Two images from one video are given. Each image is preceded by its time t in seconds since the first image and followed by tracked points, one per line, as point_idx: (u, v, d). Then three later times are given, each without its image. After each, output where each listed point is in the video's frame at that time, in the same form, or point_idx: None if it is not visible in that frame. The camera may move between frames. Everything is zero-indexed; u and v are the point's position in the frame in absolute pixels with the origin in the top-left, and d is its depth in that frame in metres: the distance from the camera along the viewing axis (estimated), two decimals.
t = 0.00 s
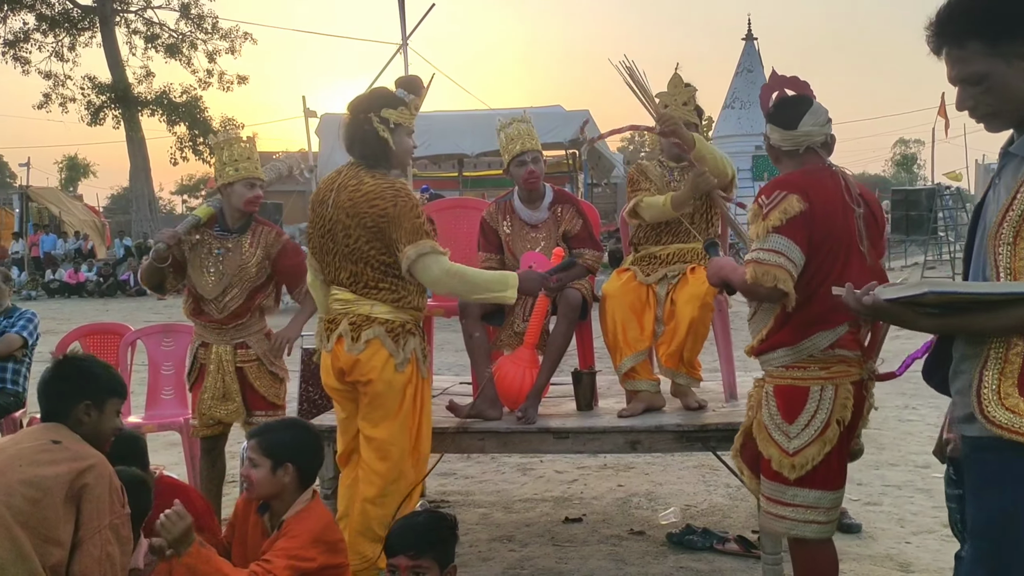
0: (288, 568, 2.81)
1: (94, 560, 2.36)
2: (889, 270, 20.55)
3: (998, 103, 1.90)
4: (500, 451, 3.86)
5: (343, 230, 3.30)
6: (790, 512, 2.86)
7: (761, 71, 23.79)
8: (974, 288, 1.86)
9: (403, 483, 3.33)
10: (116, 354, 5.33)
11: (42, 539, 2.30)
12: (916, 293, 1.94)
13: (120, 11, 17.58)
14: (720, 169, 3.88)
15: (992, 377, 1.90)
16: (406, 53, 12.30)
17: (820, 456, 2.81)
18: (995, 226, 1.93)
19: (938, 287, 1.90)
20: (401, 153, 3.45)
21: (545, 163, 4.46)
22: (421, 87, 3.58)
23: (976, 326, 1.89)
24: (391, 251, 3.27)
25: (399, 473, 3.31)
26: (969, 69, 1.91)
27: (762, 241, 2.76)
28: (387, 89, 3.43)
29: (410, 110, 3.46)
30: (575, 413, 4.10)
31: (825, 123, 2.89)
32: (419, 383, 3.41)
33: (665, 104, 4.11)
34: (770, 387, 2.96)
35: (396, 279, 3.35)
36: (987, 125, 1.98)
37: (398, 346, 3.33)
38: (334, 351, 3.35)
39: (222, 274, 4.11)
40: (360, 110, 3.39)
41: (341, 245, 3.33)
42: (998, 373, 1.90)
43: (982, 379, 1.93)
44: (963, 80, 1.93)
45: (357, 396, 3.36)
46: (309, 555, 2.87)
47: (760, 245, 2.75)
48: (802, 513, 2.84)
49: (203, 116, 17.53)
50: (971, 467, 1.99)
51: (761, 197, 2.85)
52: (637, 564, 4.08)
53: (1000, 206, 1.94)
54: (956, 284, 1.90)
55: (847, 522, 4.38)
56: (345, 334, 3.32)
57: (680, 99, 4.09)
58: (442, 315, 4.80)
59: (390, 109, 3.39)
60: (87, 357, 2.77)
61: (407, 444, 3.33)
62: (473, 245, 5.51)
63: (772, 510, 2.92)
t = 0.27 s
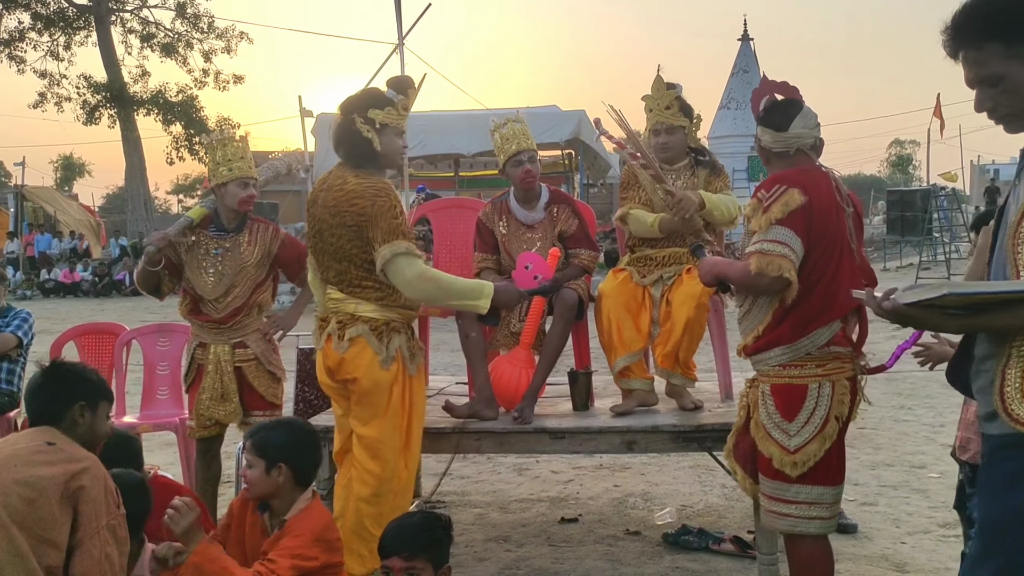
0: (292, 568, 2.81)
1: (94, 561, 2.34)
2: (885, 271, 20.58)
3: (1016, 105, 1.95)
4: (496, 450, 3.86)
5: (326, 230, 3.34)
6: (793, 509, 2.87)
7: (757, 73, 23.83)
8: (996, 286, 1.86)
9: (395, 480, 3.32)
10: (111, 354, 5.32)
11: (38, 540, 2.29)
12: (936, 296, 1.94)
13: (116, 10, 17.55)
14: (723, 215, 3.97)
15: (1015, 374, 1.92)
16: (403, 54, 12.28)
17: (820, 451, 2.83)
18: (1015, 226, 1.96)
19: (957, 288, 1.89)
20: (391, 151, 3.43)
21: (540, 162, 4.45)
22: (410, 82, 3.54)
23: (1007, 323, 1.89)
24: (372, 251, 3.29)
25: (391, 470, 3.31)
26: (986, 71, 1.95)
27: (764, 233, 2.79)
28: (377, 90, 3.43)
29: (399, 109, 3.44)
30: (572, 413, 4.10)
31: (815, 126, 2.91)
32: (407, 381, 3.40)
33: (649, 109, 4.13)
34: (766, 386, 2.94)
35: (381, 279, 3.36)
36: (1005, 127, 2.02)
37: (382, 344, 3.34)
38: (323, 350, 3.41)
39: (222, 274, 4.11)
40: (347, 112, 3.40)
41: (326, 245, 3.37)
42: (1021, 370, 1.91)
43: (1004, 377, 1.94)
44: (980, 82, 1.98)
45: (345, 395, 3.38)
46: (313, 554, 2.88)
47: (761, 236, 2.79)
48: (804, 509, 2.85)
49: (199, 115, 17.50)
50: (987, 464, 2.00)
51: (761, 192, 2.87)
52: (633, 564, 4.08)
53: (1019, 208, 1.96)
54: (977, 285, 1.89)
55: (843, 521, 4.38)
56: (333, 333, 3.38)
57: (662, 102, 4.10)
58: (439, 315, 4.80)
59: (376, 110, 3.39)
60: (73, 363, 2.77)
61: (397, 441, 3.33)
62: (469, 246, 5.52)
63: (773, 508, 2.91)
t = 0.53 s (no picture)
0: (295, 568, 2.80)
1: (89, 567, 2.35)
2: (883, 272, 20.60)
3: None
4: (494, 451, 3.85)
5: (315, 230, 3.36)
6: (796, 509, 2.87)
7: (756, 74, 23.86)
8: (1001, 285, 1.85)
9: (390, 478, 3.31)
10: (109, 354, 5.31)
11: (35, 541, 2.26)
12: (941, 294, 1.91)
13: (114, 10, 17.53)
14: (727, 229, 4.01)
15: (1016, 376, 1.90)
16: (402, 54, 12.28)
17: (823, 451, 2.84)
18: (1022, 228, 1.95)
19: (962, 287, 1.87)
20: (379, 152, 3.43)
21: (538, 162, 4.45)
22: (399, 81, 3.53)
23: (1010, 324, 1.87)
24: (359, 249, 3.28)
25: (386, 467, 3.30)
26: (998, 70, 1.95)
27: (768, 232, 2.78)
28: (365, 90, 3.42)
29: (391, 109, 3.44)
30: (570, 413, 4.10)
31: (809, 127, 2.92)
32: (398, 380, 3.40)
33: (638, 122, 4.01)
34: (768, 387, 2.93)
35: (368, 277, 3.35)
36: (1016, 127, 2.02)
37: (369, 343, 3.32)
38: (314, 351, 3.41)
39: (221, 273, 4.10)
40: (336, 116, 3.40)
41: (316, 245, 3.38)
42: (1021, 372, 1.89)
43: (1004, 377, 1.93)
44: (992, 80, 1.97)
45: (337, 395, 3.37)
46: (311, 554, 2.87)
47: (766, 235, 2.78)
48: (808, 509, 2.86)
49: (197, 115, 17.49)
50: (988, 463, 1.99)
51: (762, 192, 2.83)
52: (631, 565, 4.08)
53: None
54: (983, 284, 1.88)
55: (842, 523, 4.38)
56: (323, 332, 3.38)
57: (653, 116, 3.97)
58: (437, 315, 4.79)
59: (364, 110, 3.38)
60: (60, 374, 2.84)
61: (391, 438, 3.32)
62: (468, 246, 5.52)
63: (778, 508, 2.91)
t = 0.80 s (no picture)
0: (286, 568, 2.82)
1: (88, 564, 2.34)
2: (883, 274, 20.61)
3: None
4: (493, 452, 3.85)
5: (313, 230, 3.36)
6: (798, 510, 2.87)
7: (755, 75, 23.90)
8: (993, 294, 1.83)
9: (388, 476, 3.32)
10: (108, 354, 5.31)
11: (32, 539, 2.22)
12: (927, 301, 1.89)
13: (114, 10, 17.52)
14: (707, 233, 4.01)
15: (1000, 383, 1.92)
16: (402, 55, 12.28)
17: (825, 452, 2.84)
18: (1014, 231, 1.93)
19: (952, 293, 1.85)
20: (374, 152, 3.43)
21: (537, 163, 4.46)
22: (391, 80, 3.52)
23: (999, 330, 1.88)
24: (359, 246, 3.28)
25: (385, 465, 3.31)
26: (997, 69, 1.95)
27: (771, 235, 2.77)
28: (357, 92, 3.43)
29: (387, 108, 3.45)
30: (570, 414, 4.10)
31: (808, 128, 2.92)
32: (397, 379, 3.40)
33: (627, 92, 3.96)
34: (769, 388, 2.93)
35: (366, 276, 3.35)
36: (1012, 127, 2.02)
37: (366, 343, 3.32)
38: (311, 351, 3.41)
39: (222, 274, 4.10)
40: (331, 115, 3.40)
41: (313, 245, 3.38)
42: (1006, 380, 1.91)
43: (988, 384, 1.95)
44: (990, 80, 1.98)
45: (335, 395, 3.38)
46: (304, 555, 2.88)
47: (768, 238, 2.78)
48: (810, 510, 2.86)
49: (196, 115, 17.48)
50: (980, 469, 2.00)
51: (762, 195, 2.84)
52: (630, 566, 4.08)
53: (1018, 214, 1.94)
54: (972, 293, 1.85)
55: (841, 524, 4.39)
56: (321, 332, 3.37)
57: (641, 86, 3.91)
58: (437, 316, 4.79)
59: (358, 111, 3.38)
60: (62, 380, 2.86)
61: (389, 435, 3.33)
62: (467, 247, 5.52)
63: (779, 510, 2.92)
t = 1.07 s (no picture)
0: (277, 566, 2.82)
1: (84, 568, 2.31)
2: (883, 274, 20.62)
3: (1010, 104, 1.85)
4: (492, 453, 3.85)
5: (315, 232, 3.35)
6: (796, 512, 2.87)
7: (755, 76, 23.94)
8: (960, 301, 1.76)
9: (388, 475, 3.32)
10: (107, 354, 5.30)
11: (31, 540, 2.19)
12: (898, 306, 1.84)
13: (113, 10, 17.51)
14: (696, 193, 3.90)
15: (966, 387, 1.89)
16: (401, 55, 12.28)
17: (823, 453, 2.85)
18: (986, 233, 1.91)
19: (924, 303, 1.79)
20: (373, 153, 3.43)
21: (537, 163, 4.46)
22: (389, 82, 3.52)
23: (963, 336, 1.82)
24: (360, 245, 3.28)
25: (383, 464, 3.31)
26: (982, 66, 1.85)
27: (770, 238, 2.77)
28: (356, 92, 3.44)
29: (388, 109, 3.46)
30: (569, 415, 4.11)
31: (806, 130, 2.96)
32: (398, 379, 3.41)
33: (618, 28, 3.87)
34: (766, 390, 2.93)
35: (367, 276, 3.35)
36: (994, 127, 1.93)
37: (367, 343, 3.32)
38: (311, 351, 3.41)
39: (224, 274, 4.10)
40: (329, 115, 3.41)
41: (314, 246, 3.38)
42: (971, 383, 1.88)
43: (954, 388, 1.92)
44: (977, 77, 1.87)
45: (334, 395, 3.38)
46: (298, 555, 2.89)
47: (767, 241, 2.77)
48: (807, 512, 2.86)
49: (196, 115, 17.47)
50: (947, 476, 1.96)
51: (761, 197, 2.83)
52: (629, 567, 4.08)
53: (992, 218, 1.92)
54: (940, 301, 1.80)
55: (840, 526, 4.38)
56: (321, 333, 3.37)
57: (633, 20, 3.82)
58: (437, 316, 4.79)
59: (355, 111, 3.40)
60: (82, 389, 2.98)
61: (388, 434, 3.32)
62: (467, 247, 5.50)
63: (777, 512, 2.91)
